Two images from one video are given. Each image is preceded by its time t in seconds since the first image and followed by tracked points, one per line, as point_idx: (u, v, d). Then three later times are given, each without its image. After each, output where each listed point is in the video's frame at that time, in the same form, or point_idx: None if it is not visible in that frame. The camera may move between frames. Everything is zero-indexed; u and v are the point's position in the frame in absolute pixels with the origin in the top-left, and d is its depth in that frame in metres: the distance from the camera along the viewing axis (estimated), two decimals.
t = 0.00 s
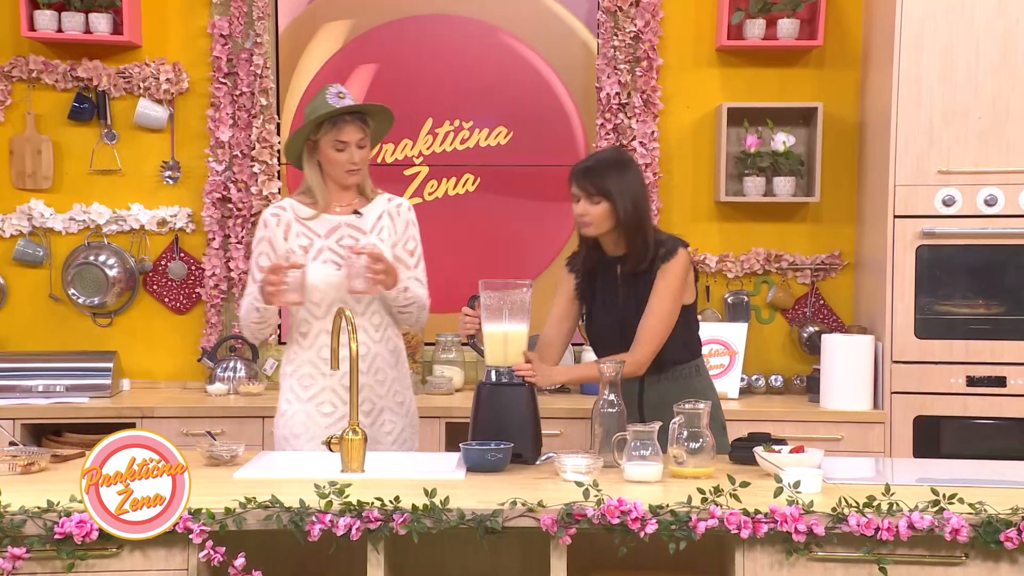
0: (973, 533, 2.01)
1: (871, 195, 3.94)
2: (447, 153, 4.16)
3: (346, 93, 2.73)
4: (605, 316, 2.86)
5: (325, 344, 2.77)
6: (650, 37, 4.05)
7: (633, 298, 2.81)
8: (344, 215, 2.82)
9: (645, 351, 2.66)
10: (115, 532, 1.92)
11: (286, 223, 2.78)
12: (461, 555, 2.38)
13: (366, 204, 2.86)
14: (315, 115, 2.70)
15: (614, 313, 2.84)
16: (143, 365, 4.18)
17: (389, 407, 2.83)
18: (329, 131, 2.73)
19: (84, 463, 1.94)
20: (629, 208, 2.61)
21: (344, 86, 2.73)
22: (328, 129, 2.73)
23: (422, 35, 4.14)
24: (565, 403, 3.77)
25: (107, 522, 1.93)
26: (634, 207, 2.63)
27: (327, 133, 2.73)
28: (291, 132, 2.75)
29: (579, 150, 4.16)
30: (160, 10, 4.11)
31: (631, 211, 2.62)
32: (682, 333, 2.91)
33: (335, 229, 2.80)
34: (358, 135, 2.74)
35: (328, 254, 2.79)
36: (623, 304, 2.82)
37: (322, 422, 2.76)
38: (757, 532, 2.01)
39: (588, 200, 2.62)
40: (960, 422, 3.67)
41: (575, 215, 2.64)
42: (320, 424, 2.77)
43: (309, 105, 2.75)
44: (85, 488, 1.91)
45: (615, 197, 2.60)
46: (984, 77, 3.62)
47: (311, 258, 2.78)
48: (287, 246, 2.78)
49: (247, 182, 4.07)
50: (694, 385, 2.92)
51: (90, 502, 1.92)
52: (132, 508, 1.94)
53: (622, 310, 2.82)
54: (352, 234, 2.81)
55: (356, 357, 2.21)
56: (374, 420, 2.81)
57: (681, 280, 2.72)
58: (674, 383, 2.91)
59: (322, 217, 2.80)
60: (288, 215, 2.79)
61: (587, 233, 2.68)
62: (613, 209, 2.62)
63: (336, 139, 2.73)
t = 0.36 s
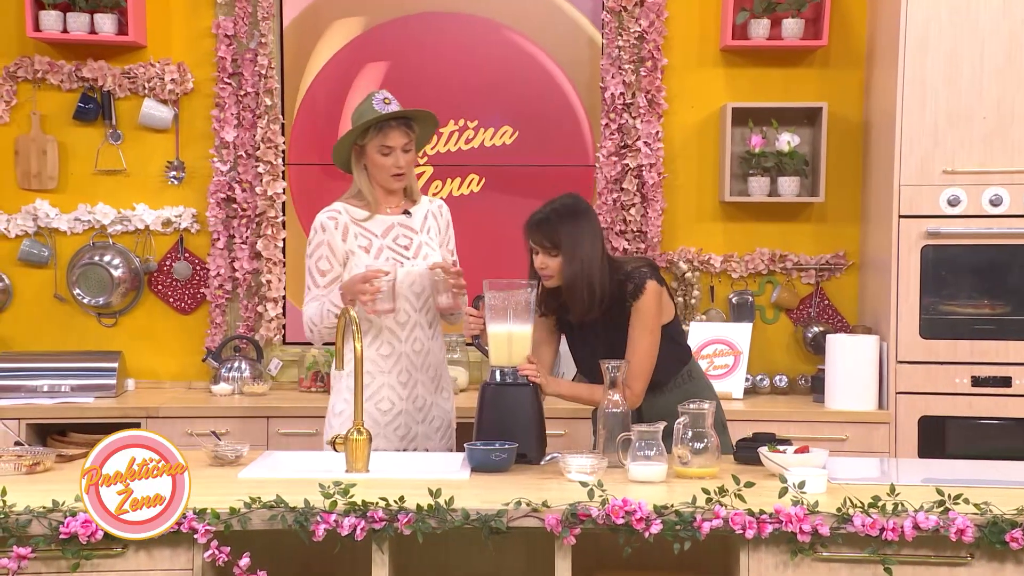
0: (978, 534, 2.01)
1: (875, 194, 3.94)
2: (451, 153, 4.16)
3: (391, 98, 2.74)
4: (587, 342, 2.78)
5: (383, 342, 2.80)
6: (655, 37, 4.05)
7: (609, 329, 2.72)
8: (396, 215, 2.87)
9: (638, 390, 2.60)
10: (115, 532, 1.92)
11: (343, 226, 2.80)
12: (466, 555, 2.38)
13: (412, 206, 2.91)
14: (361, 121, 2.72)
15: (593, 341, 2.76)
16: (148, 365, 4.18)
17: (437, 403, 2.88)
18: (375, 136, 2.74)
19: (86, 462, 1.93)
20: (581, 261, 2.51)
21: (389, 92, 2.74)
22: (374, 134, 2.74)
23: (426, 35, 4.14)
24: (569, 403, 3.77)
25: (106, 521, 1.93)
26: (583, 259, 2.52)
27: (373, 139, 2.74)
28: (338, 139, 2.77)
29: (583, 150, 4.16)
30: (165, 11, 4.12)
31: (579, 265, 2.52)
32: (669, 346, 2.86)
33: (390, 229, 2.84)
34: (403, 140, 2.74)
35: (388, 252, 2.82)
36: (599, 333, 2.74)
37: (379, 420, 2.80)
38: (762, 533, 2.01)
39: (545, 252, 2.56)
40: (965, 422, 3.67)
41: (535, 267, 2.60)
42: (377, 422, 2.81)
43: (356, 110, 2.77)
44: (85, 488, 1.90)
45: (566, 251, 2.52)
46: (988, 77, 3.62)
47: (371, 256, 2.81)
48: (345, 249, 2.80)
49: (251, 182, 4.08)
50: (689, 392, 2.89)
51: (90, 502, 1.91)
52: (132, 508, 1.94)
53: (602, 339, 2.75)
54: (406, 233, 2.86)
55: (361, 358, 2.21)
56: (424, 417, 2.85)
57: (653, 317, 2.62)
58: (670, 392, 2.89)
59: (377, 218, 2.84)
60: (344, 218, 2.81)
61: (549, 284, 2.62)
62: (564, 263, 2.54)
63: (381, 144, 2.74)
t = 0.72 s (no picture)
0: (978, 534, 2.01)
1: (875, 194, 3.94)
2: (450, 153, 4.16)
3: (412, 97, 2.73)
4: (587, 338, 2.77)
5: (395, 338, 2.81)
6: (655, 37, 4.05)
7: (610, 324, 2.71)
8: (412, 214, 2.86)
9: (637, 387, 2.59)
10: (115, 532, 1.92)
11: (361, 221, 2.80)
12: (466, 555, 2.38)
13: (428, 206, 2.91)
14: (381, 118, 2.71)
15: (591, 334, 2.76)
16: (149, 365, 4.18)
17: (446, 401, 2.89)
18: (394, 133, 2.73)
19: (85, 463, 1.93)
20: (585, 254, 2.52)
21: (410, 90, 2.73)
22: (393, 132, 2.73)
23: (425, 35, 4.14)
24: (568, 403, 3.77)
25: (106, 521, 1.93)
26: (587, 252, 2.53)
27: (392, 136, 2.73)
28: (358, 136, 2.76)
29: (583, 150, 4.16)
30: (165, 11, 4.12)
31: (583, 257, 2.52)
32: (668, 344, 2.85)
33: (407, 227, 2.84)
34: (422, 139, 2.73)
35: (403, 250, 2.82)
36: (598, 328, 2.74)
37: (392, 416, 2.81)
38: (762, 533, 2.01)
39: (547, 246, 2.56)
40: (965, 422, 3.67)
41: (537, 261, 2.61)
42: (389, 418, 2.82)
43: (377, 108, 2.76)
44: (85, 488, 1.90)
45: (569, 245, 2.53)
46: (988, 77, 3.62)
47: (386, 252, 2.80)
48: (362, 244, 2.80)
49: (251, 182, 4.08)
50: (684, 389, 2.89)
51: (90, 502, 1.91)
52: (131, 508, 1.94)
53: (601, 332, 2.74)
54: (422, 232, 2.86)
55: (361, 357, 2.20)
56: (434, 414, 2.85)
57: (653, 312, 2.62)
58: (666, 391, 2.88)
59: (395, 215, 2.83)
60: (361, 213, 2.80)
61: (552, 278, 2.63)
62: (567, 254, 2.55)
63: (400, 141, 2.72)
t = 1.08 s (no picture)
0: (977, 533, 2.01)
1: (874, 193, 3.94)
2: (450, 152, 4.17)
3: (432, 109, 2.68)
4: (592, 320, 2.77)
5: (393, 351, 2.79)
6: (655, 36, 4.05)
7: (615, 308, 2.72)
8: (422, 232, 2.81)
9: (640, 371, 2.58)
10: (115, 532, 1.92)
11: (370, 239, 2.73)
12: (464, 554, 2.38)
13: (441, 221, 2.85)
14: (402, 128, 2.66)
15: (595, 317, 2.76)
16: (148, 364, 4.18)
17: (439, 406, 2.89)
18: (414, 143, 2.67)
19: (85, 463, 1.93)
20: (612, 229, 2.52)
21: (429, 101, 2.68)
22: (414, 142, 2.67)
23: (425, 34, 4.14)
24: (568, 402, 3.77)
25: (106, 522, 1.93)
26: (618, 227, 2.54)
27: (413, 146, 2.67)
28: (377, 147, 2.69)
29: (582, 150, 4.16)
30: (164, 10, 4.11)
31: (615, 230, 2.53)
32: (671, 335, 2.86)
33: (415, 247, 2.78)
34: (443, 150, 2.67)
35: (408, 272, 2.78)
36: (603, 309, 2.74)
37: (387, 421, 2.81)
38: (761, 532, 2.01)
39: (574, 219, 2.55)
40: (964, 421, 3.67)
41: (561, 233, 2.58)
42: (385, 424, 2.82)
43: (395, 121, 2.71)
44: (85, 488, 1.91)
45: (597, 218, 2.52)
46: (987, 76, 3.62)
47: (391, 275, 2.76)
48: (368, 261, 2.74)
49: (250, 181, 4.08)
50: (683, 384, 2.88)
51: (90, 502, 1.92)
52: (132, 508, 1.94)
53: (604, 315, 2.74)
54: (430, 253, 2.81)
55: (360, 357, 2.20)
56: (428, 421, 2.86)
57: (665, 301, 2.60)
58: (665, 385, 2.88)
59: (404, 234, 2.77)
60: (371, 230, 2.74)
61: (572, 251, 2.61)
62: (596, 228, 2.55)
63: (422, 151, 2.66)
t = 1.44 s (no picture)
0: (973, 527, 2.02)
1: (871, 189, 3.94)
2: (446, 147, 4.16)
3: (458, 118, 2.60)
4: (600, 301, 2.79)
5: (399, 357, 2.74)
6: (651, 31, 4.05)
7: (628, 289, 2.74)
8: (433, 243, 2.76)
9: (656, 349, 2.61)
10: (115, 532, 1.93)
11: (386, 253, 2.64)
12: (461, 548, 2.38)
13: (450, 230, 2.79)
14: (437, 140, 2.54)
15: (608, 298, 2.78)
16: (144, 360, 4.18)
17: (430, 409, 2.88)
18: (447, 155, 2.57)
19: (84, 463, 1.94)
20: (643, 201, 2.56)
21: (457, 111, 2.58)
22: (447, 153, 2.57)
23: (421, 29, 4.14)
24: (565, 398, 3.77)
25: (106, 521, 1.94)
26: (649, 200, 2.58)
27: (446, 158, 2.56)
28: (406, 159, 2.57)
29: (580, 145, 4.15)
30: (160, 5, 4.11)
31: (646, 203, 2.56)
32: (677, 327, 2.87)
33: (426, 259, 2.74)
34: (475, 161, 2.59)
35: (419, 284, 2.74)
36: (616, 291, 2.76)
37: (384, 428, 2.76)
38: (758, 526, 2.02)
39: (607, 187, 2.57)
40: (961, 417, 3.67)
41: (590, 202, 2.60)
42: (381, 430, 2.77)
43: (419, 130, 2.58)
44: (85, 487, 1.92)
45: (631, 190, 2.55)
46: (984, 71, 3.62)
47: (402, 288, 2.70)
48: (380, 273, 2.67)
49: (247, 176, 4.07)
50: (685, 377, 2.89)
51: (90, 502, 1.92)
52: (132, 507, 1.95)
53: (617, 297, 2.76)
54: (438, 264, 2.77)
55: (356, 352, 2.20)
56: (422, 424, 2.84)
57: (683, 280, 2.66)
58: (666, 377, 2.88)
59: (418, 247, 2.71)
60: (387, 244, 2.64)
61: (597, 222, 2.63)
62: (626, 199, 2.57)
63: (455, 163, 2.57)
